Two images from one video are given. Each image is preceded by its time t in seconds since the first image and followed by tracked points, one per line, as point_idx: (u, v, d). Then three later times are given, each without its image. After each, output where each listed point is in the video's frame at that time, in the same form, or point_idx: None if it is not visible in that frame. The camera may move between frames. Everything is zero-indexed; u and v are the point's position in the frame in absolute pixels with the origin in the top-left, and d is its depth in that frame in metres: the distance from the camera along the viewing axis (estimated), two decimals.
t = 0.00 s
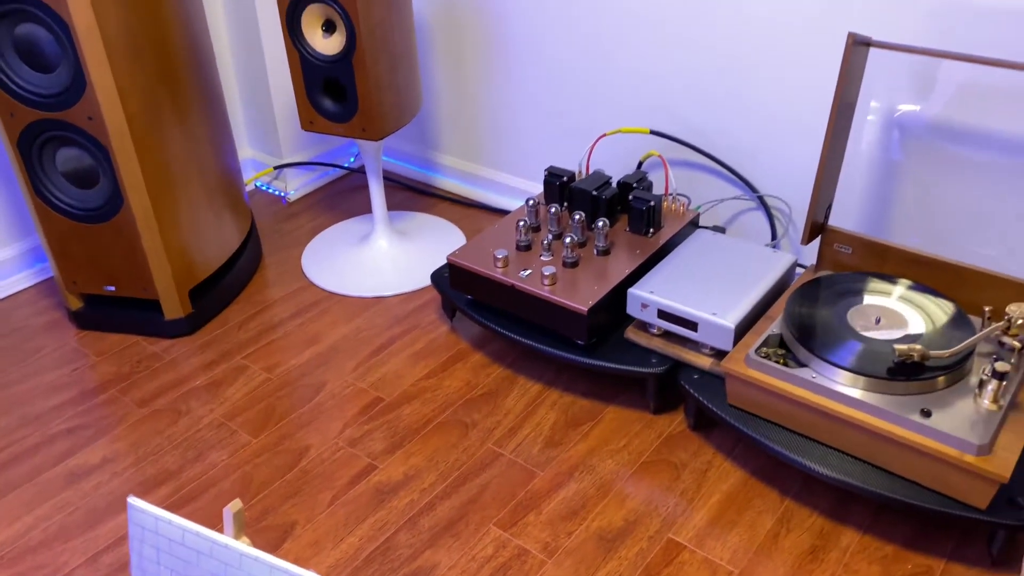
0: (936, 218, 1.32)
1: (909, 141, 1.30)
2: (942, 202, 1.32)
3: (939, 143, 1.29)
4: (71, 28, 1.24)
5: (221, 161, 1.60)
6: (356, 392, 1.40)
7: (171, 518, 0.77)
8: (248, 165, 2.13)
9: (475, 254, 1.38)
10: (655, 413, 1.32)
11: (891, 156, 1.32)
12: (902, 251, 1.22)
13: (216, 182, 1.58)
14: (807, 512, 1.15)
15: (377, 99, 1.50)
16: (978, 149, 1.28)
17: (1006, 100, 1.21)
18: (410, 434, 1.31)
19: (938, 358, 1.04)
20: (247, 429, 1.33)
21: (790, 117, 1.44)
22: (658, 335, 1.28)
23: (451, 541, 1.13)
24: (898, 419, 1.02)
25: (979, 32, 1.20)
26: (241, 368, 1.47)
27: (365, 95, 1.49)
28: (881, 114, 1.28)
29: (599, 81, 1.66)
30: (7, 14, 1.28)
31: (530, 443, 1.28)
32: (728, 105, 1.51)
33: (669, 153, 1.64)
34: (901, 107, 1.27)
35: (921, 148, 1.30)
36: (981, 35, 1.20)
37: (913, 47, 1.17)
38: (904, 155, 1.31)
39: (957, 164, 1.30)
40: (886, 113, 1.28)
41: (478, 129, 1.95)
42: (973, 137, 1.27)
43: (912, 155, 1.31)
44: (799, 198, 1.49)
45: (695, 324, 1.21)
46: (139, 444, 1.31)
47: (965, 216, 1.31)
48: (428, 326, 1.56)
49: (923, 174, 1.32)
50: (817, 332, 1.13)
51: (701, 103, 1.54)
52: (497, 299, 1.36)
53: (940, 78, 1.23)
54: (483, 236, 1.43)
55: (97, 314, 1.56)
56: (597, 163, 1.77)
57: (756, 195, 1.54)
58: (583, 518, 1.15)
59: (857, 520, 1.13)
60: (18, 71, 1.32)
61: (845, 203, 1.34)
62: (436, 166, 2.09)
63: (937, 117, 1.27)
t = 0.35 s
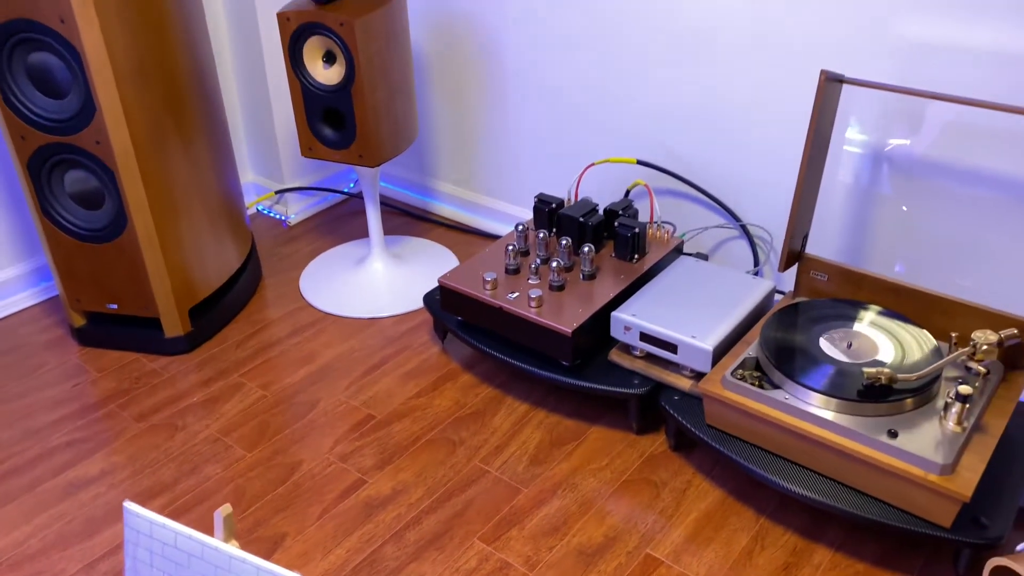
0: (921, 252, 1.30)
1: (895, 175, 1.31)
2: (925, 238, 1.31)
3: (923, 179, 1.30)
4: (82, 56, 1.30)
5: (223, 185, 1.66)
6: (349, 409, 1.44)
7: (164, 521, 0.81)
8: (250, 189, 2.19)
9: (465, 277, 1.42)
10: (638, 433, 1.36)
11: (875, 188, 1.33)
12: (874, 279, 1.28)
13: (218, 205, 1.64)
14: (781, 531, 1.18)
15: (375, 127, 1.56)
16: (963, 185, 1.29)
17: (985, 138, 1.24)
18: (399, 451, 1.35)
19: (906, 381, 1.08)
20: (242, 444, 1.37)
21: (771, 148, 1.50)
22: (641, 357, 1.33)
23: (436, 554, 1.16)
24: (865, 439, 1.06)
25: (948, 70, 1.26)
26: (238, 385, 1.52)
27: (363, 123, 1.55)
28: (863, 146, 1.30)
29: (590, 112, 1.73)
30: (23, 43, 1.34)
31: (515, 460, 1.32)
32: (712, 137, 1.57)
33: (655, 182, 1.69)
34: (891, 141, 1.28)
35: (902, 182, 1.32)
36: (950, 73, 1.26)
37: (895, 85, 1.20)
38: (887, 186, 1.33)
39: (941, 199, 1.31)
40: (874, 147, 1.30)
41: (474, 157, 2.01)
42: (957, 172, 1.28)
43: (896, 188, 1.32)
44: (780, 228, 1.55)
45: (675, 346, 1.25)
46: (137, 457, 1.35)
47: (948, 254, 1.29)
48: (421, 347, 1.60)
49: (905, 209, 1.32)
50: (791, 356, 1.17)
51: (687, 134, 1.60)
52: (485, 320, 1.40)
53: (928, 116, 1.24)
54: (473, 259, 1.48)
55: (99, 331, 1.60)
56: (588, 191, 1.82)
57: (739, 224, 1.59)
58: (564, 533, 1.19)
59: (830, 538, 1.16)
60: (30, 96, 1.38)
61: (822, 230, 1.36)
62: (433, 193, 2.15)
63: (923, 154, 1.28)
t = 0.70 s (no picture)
0: (916, 282, 1.29)
1: (889, 205, 1.32)
2: (922, 269, 1.29)
3: (918, 211, 1.31)
4: (95, 82, 1.36)
5: (229, 207, 1.70)
6: (346, 426, 1.48)
7: (161, 526, 0.84)
8: (255, 212, 2.24)
9: (461, 297, 1.46)
10: (628, 452, 1.38)
11: (868, 216, 1.34)
12: (858, 302, 1.31)
13: (223, 227, 1.68)
14: (766, 549, 1.20)
15: (376, 151, 1.61)
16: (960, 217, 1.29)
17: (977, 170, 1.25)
18: (394, 467, 1.38)
19: (886, 402, 1.11)
20: (241, 459, 1.40)
21: (761, 175, 1.55)
22: (631, 377, 1.36)
23: (427, 567, 1.19)
24: (844, 457, 1.08)
25: (930, 101, 1.32)
26: (238, 402, 1.55)
27: (364, 147, 1.59)
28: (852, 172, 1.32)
29: (588, 139, 1.78)
30: (37, 69, 1.39)
31: (507, 478, 1.35)
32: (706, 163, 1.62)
33: (649, 208, 1.75)
34: (888, 170, 1.30)
35: (895, 211, 1.32)
36: (933, 104, 1.31)
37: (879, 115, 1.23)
38: (881, 214, 1.33)
39: (937, 231, 1.30)
40: (869, 175, 1.32)
41: (474, 182, 2.06)
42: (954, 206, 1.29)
43: (891, 217, 1.33)
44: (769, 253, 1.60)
45: (663, 366, 1.28)
46: (138, 470, 1.39)
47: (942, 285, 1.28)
48: (418, 366, 1.64)
49: (900, 239, 1.32)
50: (776, 377, 1.20)
51: (681, 161, 1.65)
52: (480, 339, 1.44)
53: (923, 148, 1.27)
54: (470, 280, 1.51)
55: (104, 348, 1.64)
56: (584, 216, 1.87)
57: (730, 248, 1.65)
58: (553, 548, 1.22)
59: (814, 557, 1.19)
60: (43, 118, 1.43)
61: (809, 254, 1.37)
62: (433, 216, 2.19)
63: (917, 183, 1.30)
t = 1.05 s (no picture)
0: (915, 303, 1.31)
1: (891, 229, 1.34)
2: (921, 292, 1.31)
3: (918, 233, 1.32)
4: (109, 104, 1.39)
5: (236, 226, 1.74)
6: (348, 442, 1.50)
7: (165, 533, 0.86)
8: (263, 231, 2.27)
9: (463, 314, 1.49)
10: (626, 469, 1.40)
11: (867, 238, 1.37)
12: (853, 322, 1.33)
13: (231, 246, 1.72)
14: (762, 565, 1.21)
15: (381, 172, 1.64)
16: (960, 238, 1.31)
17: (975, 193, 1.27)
18: (395, 482, 1.39)
19: (879, 419, 1.12)
20: (244, 473, 1.42)
21: (760, 197, 1.59)
22: (629, 394, 1.38)
23: None
24: (838, 473, 1.10)
25: (925, 124, 1.36)
26: (243, 417, 1.57)
27: (370, 167, 1.63)
28: (850, 196, 1.35)
29: (591, 160, 1.82)
30: (53, 90, 1.43)
31: (506, 493, 1.36)
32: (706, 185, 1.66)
33: (649, 228, 1.78)
34: (889, 196, 1.31)
35: (896, 234, 1.34)
36: (924, 128, 1.36)
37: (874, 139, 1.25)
38: (881, 237, 1.35)
39: (936, 254, 1.32)
40: (870, 200, 1.34)
41: (477, 202, 2.09)
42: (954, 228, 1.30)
43: (891, 240, 1.34)
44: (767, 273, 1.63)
45: (661, 383, 1.30)
46: (142, 483, 1.41)
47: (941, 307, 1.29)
48: (420, 383, 1.66)
49: (901, 261, 1.33)
50: (772, 395, 1.21)
51: (682, 182, 1.69)
52: (481, 356, 1.46)
53: (925, 170, 1.27)
54: (471, 298, 1.54)
55: (113, 363, 1.67)
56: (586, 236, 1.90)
57: (729, 269, 1.68)
58: (551, 563, 1.23)
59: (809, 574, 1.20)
60: (57, 138, 1.47)
61: (807, 276, 1.41)
62: (437, 236, 2.22)
63: (917, 208, 1.31)
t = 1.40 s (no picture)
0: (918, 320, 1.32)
1: (894, 247, 1.35)
2: (924, 311, 1.31)
3: (921, 251, 1.33)
4: (122, 122, 1.42)
5: (245, 243, 1.76)
6: (354, 456, 1.50)
7: (173, 543, 0.87)
8: (271, 248, 2.29)
9: (468, 329, 1.50)
10: (631, 484, 1.40)
11: (869, 257, 1.38)
12: (858, 339, 1.34)
13: (239, 262, 1.73)
14: None
15: (388, 189, 1.66)
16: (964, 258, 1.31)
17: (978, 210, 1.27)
18: (401, 496, 1.40)
19: (882, 434, 1.13)
20: (250, 487, 1.43)
21: (763, 214, 1.61)
22: (634, 409, 1.38)
23: None
24: (842, 488, 1.10)
25: (925, 141, 1.38)
26: (250, 431, 1.58)
27: (377, 185, 1.65)
28: (853, 213, 1.36)
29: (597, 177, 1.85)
30: (67, 107, 1.45)
31: (512, 508, 1.37)
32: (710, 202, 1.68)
33: (653, 245, 1.81)
34: (895, 215, 1.32)
35: (898, 251, 1.34)
36: (923, 146, 1.38)
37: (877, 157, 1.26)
38: (884, 256, 1.36)
39: (939, 271, 1.32)
40: (874, 219, 1.35)
41: (484, 219, 2.12)
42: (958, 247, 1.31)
43: (893, 258, 1.35)
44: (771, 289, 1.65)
45: (665, 398, 1.31)
46: (149, 497, 1.42)
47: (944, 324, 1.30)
48: (426, 398, 1.67)
49: (906, 280, 1.33)
50: (775, 410, 1.22)
51: (686, 198, 1.71)
52: (486, 371, 1.47)
53: (932, 188, 1.29)
54: (477, 313, 1.55)
55: (121, 377, 1.68)
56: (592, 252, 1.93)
57: (733, 285, 1.70)
58: None
59: None
60: (70, 155, 1.49)
61: (810, 291, 1.42)
62: (443, 253, 2.25)
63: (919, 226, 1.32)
